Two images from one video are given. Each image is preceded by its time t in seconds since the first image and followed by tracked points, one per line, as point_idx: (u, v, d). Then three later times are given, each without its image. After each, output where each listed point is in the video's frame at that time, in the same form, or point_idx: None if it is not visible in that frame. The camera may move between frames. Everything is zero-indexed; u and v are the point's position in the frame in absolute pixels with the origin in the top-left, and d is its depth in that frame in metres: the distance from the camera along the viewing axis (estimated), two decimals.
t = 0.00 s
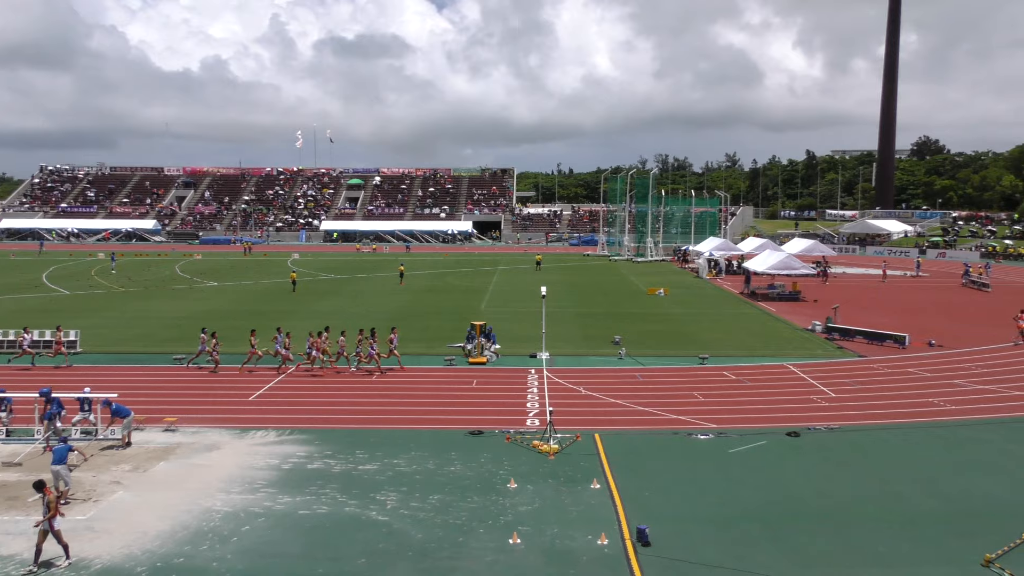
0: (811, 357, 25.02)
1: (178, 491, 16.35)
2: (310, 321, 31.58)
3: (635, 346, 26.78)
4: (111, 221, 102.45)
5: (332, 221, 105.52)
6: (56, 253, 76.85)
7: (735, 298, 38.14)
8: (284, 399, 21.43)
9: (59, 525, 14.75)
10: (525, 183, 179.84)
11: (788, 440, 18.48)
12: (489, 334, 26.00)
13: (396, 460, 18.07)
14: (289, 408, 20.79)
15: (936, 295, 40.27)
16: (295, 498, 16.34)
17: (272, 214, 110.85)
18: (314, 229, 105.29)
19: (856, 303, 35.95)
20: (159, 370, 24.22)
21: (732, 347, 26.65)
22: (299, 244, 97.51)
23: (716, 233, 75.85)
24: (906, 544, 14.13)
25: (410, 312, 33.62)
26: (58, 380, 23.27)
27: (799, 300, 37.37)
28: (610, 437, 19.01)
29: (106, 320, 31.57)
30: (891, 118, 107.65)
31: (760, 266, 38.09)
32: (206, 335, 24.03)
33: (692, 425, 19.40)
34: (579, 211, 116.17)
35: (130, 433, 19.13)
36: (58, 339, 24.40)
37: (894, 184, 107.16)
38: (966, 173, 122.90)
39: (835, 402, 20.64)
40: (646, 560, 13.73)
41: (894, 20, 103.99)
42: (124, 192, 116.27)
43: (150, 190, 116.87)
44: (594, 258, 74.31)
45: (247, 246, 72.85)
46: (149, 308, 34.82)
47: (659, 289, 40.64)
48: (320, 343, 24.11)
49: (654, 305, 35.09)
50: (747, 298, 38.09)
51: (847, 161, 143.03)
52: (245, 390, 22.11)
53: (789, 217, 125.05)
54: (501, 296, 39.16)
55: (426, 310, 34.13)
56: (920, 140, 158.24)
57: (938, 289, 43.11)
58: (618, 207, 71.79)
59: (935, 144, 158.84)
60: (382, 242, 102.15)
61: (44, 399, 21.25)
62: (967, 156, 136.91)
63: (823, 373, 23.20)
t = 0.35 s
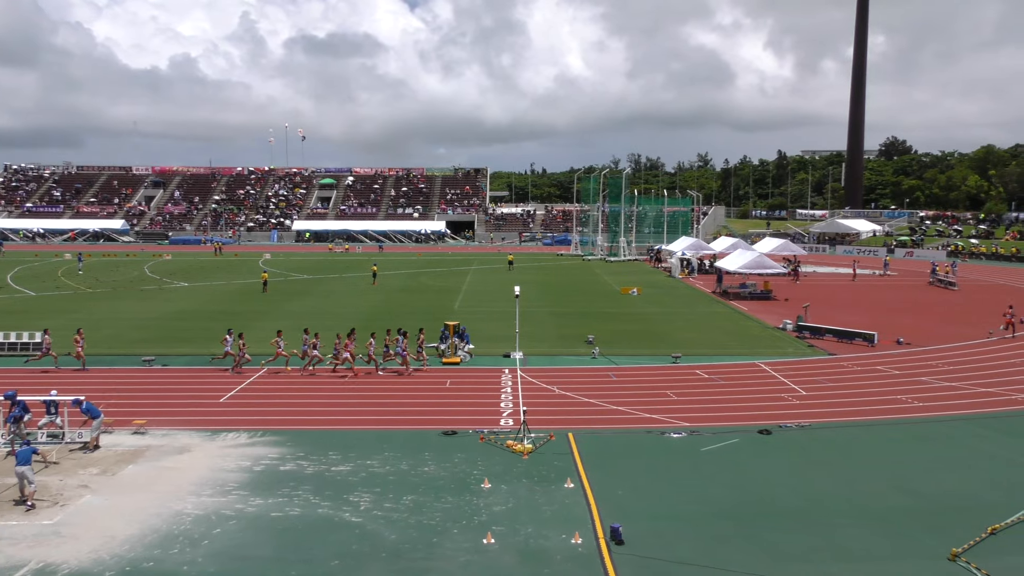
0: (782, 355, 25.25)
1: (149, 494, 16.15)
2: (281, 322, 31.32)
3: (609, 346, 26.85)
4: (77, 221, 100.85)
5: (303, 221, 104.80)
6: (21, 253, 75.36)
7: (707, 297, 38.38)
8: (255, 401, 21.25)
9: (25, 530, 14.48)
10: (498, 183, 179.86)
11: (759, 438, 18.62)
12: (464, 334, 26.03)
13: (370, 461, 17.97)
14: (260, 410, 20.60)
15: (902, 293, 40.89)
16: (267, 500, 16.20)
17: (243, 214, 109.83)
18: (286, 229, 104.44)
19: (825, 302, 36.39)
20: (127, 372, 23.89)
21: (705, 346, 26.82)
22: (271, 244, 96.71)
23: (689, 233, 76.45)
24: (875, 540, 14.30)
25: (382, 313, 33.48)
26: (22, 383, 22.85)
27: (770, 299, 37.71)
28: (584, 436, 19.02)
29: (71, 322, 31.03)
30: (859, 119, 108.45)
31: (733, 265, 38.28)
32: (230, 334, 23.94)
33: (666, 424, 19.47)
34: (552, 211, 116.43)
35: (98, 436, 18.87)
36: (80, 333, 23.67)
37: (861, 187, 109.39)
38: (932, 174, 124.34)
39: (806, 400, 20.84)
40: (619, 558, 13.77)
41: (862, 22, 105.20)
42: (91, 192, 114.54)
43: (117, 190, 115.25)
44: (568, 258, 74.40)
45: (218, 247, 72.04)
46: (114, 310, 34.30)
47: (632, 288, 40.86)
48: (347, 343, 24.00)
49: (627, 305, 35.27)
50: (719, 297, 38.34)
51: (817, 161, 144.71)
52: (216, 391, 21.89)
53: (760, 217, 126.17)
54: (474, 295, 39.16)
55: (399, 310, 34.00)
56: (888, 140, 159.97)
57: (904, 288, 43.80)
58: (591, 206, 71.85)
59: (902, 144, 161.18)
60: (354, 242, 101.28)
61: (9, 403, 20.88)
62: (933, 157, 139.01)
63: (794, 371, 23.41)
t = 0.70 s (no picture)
0: (748, 354, 25.53)
1: (112, 499, 15.92)
2: (247, 324, 31.05)
3: (578, 346, 26.96)
4: (38, 222, 99.06)
5: (270, 222, 104.01)
6: None
7: (675, 297, 38.64)
8: (221, 403, 21.06)
9: None
10: (467, 183, 179.78)
11: (726, 436, 18.79)
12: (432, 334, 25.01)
13: (338, 463, 17.88)
14: (226, 412, 20.41)
15: (865, 292, 41.58)
16: (234, 503, 16.05)
17: (208, 214, 108.75)
18: (253, 229, 103.46)
19: (790, 301, 36.89)
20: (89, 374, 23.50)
21: (673, 345, 27.03)
22: (237, 245, 95.74)
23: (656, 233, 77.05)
24: (840, 535, 14.50)
25: (350, 314, 33.31)
26: None
27: (737, 298, 38.13)
28: (553, 436, 19.07)
29: (29, 325, 30.43)
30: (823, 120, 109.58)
31: (701, 265, 38.58)
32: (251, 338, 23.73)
33: (634, 423, 19.58)
34: (521, 211, 116.63)
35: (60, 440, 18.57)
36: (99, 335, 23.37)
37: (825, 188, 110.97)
38: (894, 176, 126.22)
39: (772, 398, 21.07)
40: (588, 557, 13.82)
41: (826, 24, 106.61)
42: (52, 192, 112.64)
43: (79, 190, 113.39)
44: (537, 258, 74.47)
45: (183, 247, 71.10)
46: (74, 312, 33.72)
47: (600, 288, 41.10)
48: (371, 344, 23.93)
49: (595, 304, 35.45)
50: (687, 297, 38.57)
51: (782, 162, 146.61)
52: (182, 394, 21.67)
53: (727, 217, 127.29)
54: (441, 296, 39.11)
55: (366, 312, 33.88)
56: (851, 141, 162.20)
57: (867, 287, 44.54)
58: (560, 206, 71.98)
59: (865, 146, 163.87)
60: (322, 242, 100.72)
61: None
62: (895, 159, 141.47)
63: (761, 370, 23.67)
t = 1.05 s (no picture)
0: (716, 352, 25.75)
1: (75, 503, 15.65)
2: (212, 325, 30.69)
3: (547, 345, 27.01)
4: None
5: (236, 222, 103.11)
6: None
7: (644, 297, 38.82)
8: (187, 405, 20.80)
9: None
10: (435, 183, 179.25)
11: (694, 434, 18.93)
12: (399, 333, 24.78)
13: (306, 465, 17.75)
14: (191, 414, 20.16)
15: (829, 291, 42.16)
16: (200, 507, 15.84)
17: (173, 214, 107.38)
18: (218, 229, 102.18)
19: (757, 300, 37.30)
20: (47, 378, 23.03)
21: (641, 344, 27.16)
22: (203, 245, 94.50)
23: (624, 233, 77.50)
24: (806, 531, 14.65)
25: (315, 315, 33.04)
26: None
27: (704, 298, 38.45)
28: (522, 436, 19.06)
29: None
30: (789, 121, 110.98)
31: (668, 264, 38.81)
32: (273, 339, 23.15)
33: (603, 422, 19.65)
34: (490, 211, 116.64)
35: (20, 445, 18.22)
36: (116, 335, 22.88)
37: (790, 187, 112.28)
38: (857, 176, 127.89)
39: (740, 396, 21.25)
40: (558, 557, 13.85)
41: (792, 26, 107.87)
42: (9, 192, 110.23)
43: (38, 190, 111.08)
44: (505, 258, 74.42)
45: (146, 248, 69.95)
46: (30, 315, 32.98)
47: (569, 288, 41.19)
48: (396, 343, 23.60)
49: (563, 304, 35.54)
50: (656, 296, 38.79)
51: (748, 162, 148.29)
52: (146, 397, 21.35)
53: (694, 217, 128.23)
54: (408, 296, 38.96)
55: (333, 312, 33.66)
56: (815, 142, 164.33)
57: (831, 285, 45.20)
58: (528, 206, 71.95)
59: (828, 147, 166.55)
60: (289, 243, 100.02)
61: None
62: (858, 159, 143.69)
63: (729, 369, 23.88)
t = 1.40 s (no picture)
0: (687, 351, 25.92)
1: (38, 509, 15.37)
2: (180, 326, 30.40)
3: (520, 346, 27.03)
4: None
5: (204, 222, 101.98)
6: None
7: (615, 297, 38.96)
8: (154, 408, 20.55)
9: None
10: (406, 183, 178.73)
11: (665, 433, 19.03)
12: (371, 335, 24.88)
13: (276, 467, 17.61)
14: (158, 418, 19.92)
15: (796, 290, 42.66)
16: (168, 511, 15.64)
17: (140, 214, 106.09)
18: (186, 230, 101.01)
19: (726, 300, 37.63)
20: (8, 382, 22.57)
21: (612, 344, 27.26)
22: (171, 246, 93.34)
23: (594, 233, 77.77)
24: (774, 528, 14.80)
25: (283, 316, 32.76)
26: None
27: (675, 297, 38.71)
28: (494, 437, 19.04)
29: None
30: (757, 122, 111.02)
31: (638, 264, 39.02)
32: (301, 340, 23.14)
33: (575, 422, 19.70)
34: (461, 211, 117.03)
35: None
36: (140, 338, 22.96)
37: (759, 187, 113.33)
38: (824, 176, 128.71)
39: (710, 395, 21.41)
40: (529, 557, 13.86)
41: (759, 27, 108.93)
42: None
43: None
44: (476, 258, 74.36)
45: (111, 249, 68.84)
46: None
47: (540, 288, 41.29)
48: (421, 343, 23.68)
49: (534, 304, 35.60)
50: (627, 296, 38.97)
51: (716, 163, 149.69)
52: (113, 400, 21.06)
53: (663, 217, 128.89)
54: (377, 297, 38.84)
55: (302, 313, 33.43)
56: (783, 142, 165.88)
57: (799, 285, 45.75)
58: (499, 206, 71.88)
59: (796, 147, 168.45)
60: (258, 243, 99.17)
61: None
62: (825, 160, 145.56)
63: (700, 368, 24.05)
